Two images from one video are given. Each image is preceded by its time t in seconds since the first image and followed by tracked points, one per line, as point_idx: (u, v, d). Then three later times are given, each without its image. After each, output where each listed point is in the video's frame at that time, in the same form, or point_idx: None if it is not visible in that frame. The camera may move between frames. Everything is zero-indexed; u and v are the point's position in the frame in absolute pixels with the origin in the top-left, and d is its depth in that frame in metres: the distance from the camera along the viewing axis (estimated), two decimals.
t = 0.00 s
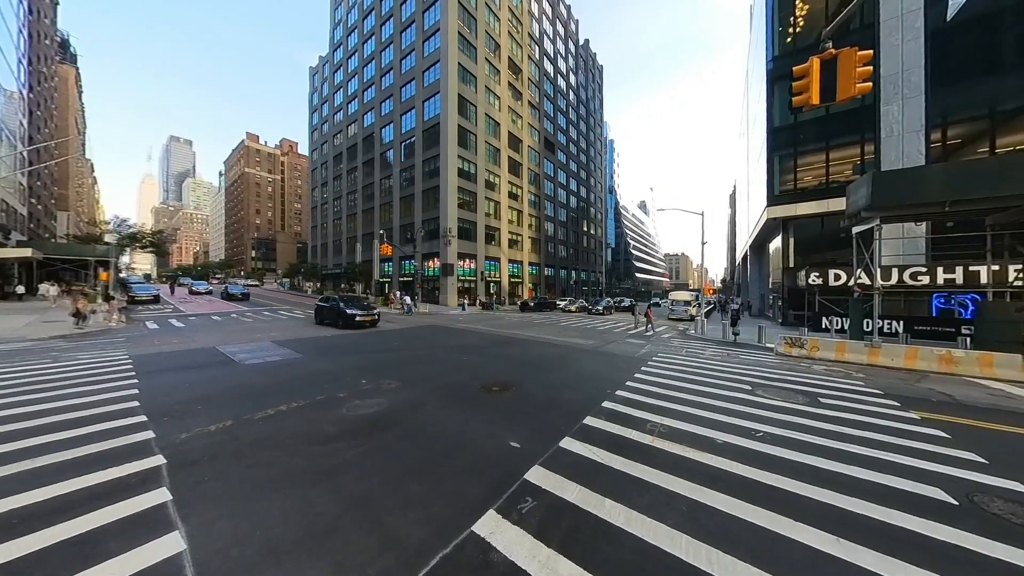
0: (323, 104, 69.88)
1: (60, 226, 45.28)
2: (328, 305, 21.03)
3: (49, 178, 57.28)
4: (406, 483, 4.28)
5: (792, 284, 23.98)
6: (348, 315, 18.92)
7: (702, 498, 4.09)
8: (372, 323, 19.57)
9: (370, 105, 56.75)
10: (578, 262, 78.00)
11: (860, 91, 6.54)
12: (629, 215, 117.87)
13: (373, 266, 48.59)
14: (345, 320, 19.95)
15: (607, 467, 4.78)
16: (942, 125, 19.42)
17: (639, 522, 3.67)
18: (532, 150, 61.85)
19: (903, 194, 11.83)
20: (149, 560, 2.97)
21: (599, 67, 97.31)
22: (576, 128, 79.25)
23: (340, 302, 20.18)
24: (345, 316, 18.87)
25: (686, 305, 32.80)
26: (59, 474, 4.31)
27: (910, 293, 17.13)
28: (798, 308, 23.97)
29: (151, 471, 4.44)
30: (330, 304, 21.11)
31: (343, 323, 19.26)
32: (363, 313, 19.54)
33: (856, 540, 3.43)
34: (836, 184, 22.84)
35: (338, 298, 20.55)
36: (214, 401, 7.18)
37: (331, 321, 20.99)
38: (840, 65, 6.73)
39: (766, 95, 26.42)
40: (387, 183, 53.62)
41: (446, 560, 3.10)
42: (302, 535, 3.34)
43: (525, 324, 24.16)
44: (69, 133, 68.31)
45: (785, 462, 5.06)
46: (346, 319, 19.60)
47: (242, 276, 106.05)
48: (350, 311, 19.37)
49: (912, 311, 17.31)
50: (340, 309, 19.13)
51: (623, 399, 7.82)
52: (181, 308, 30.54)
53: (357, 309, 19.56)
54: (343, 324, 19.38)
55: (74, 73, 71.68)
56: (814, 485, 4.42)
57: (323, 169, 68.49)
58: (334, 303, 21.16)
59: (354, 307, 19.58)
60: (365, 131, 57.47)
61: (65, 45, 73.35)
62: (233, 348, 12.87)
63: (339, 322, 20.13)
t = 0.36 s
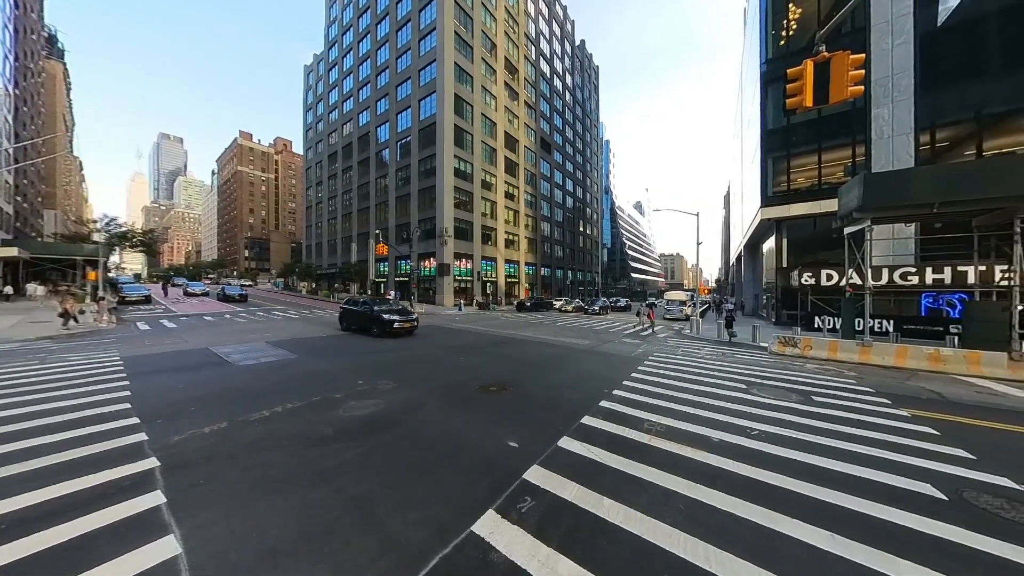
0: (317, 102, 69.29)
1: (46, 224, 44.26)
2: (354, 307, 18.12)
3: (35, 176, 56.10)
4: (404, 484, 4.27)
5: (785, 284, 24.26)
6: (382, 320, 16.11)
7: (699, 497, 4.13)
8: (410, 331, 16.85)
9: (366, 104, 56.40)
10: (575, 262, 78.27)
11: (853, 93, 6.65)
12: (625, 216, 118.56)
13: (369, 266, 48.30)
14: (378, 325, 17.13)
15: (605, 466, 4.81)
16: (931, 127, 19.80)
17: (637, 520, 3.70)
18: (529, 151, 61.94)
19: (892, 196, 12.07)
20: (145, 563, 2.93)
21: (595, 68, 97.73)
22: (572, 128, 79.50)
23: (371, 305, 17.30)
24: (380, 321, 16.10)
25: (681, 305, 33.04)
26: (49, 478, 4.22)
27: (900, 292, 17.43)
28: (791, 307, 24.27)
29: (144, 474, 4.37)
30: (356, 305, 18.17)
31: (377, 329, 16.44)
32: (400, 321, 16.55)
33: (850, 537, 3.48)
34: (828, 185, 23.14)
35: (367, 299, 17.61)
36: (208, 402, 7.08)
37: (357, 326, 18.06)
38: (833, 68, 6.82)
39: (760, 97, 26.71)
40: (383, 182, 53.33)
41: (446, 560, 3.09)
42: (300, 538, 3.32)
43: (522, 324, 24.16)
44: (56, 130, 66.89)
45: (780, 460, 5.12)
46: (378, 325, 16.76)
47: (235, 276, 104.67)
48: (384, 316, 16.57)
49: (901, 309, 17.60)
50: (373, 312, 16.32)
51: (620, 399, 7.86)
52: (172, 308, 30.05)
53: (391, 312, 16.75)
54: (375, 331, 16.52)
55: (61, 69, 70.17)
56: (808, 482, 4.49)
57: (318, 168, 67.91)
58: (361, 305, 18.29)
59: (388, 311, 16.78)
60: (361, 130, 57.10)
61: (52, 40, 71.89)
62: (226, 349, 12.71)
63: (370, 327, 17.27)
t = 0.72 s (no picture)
0: (309, 100, 68.33)
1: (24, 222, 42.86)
2: (393, 311, 15.31)
3: (12, 172, 54.21)
4: (394, 484, 4.26)
5: (773, 284, 24.72)
6: (433, 328, 13.28)
7: (687, 492, 4.20)
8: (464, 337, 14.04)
9: (358, 102, 55.82)
10: (568, 262, 78.59)
11: (834, 99, 6.85)
12: (618, 216, 119.47)
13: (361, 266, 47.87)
14: (425, 334, 14.34)
15: (594, 464, 4.86)
16: (913, 132, 20.45)
17: (625, 516, 3.75)
18: (522, 151, 61.98)
19: (873, 198, 12.44)
20: (128, 566, 2.89)
21: (589, 69, 98.26)
22: (566, 129, 79.82)
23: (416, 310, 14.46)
24: (431, 329, 13.28)
25: (673, 304, 33.43)
26: (25, 482, 4.10)
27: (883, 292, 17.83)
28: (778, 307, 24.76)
29: (127, 476, 4.28)
30: (395, 310, 15.36)
31: (427, 339, 13.63)
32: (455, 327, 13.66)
33: (828, 527, 3.59)
34: (815, 187, 23.63)
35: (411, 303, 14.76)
36: (193, 404, 6.95)
37: (397, 334, 15.27)
38: (816, 73, 7.00)
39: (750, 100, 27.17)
40: (375, 181, 52.84)
41: (435, 558, 3.11)
42: (288, 538, 3.30)
43: (515, 324, 24.19)
44: (35, 124, 64.74)
45: (766, 455, 5.23)
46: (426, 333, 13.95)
47: (223, 276, 102.69)
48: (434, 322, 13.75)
49: (885, 309, 18.08)
50: (421, 318, 13.54)
51: (611, 397, 7.96)
52: (157, 308, 29.30)
53: (442, 318, 13.90)
54: (423, 341, 13.70)
55: (40, 62, 67.91)
56: (790, 476, 4.60)
57: (308, 166, 66.97)
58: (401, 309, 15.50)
59: (439, 317, 13.95)
60: (353, 129, 56.49)
61: (31, 32, 69.62)
62: (213, 350, 12.47)
63: (415, 336, 14.46)
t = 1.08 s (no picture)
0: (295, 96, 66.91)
1: None
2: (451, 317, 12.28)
3: None
4: (380, 482, 4.24)
5: (757, 283, 25.45)
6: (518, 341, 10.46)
7: (670, 484, 4.30)
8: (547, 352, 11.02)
9: (346, 98, 54.98)
10: (559, 262, 79.06)
11: (811, 104, 7.10)
12: (608, 217, 120.75)
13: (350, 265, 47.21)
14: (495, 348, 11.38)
15: (580, 458, 4.92)
16: (887, 137, 21.45)
17: (609, 508, 3.83)
18: (514, 151, 62.04)
19: (849, 201, 12.93)
20: (100, 569, 2.81)
21: (579, 71, 98.97)
22: (557, 129, 80.25)
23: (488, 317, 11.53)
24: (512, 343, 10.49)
25: (661, 304, 33.97)
26: None
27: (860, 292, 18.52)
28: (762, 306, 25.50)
29: (102, 479, 4.16)
30: (453, 316, 12.31)
31: (503, 355, 10.73)
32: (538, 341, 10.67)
33: (802, 514, 3.74)
34: (796, 189, 24.40)
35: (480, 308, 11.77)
36: (172, 405, 6.75)
37: (455, 347, 12.22)
38: (794, 79, 7.25)
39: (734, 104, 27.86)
40: (364, 179, 52.14)
41: (420, 553, 3.11)
42: (270, 537, 3.27)
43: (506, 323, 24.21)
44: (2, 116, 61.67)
45: (746, 448, 5.39)
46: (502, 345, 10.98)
47: (206, 275, 99.73)
48: (515, 333, 10.89)
49: (860, 307, 18.88)
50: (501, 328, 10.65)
51: (598, 394, 8.06)
52: (134, 309, 28.24)
53: (523, 329, 11.05)
54: (501, 358, 10.80)
55: (7, 50, 64.70)
56: (770, 468, 4.75)
57: (295, 163, 65.60)
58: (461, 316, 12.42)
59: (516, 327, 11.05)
60: (341, 126, 55.57)
61: None
62: (195, 350, 12.13)
63: (483, 349, 11.49)
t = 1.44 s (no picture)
0: (280, 91, 65.29)
1: None
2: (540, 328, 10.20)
3: None
4: (365, 484, 4.17)
5: (740, 284, 26.22)
6: (638, 358, 8.25)
7: (655, 480, 4.38)
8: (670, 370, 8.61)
9: (333, 95, 53.94)
10: (550, 262, 79.49)
11: (790, 110, 7.35)
12: (597, 218, 122.08)
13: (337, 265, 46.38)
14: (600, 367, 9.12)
15: (567, 457, 4.96)
16: (862, 143, 22.30)
17: (594, 504, 3.88)
18: (504, 150, 62.01)
19: (827, 203, 13.41)
20: None
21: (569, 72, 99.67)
22: (547, 130, 80.66)
23: (587, 329, 9.31)
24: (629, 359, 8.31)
25: (649, 303, 34.54)
26: None
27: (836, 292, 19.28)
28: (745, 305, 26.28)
29: (70, 488, 3.96)
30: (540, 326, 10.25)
31: (619, 375, 8.48)
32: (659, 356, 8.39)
33: (781, 507, 3.86)
34: (778, 192, 25.14)
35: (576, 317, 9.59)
36: (147, 410, 6.48)
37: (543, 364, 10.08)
38: (773, 86, 7.49)
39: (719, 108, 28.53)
40: (352, 177, 51.27)
41: (406, 554, 3.09)
42: (251, 542, 3.19)
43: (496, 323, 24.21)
44: None
45: (729, 443, 5.52)
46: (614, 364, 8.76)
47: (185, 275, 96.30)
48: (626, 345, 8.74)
49: (837, 306, 19.60)
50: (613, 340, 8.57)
51: (587, 393, 8.12)
52: (107, 310, 26.95)
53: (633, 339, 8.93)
54: (614, 379, 8.54)
55: None
56: (750, 462, 4.88)
57: (280, 160, 64.00)
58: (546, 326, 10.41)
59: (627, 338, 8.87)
60: (328, 122, 54.47)
61: None
62: (173, 353, 11.71)
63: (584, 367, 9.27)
